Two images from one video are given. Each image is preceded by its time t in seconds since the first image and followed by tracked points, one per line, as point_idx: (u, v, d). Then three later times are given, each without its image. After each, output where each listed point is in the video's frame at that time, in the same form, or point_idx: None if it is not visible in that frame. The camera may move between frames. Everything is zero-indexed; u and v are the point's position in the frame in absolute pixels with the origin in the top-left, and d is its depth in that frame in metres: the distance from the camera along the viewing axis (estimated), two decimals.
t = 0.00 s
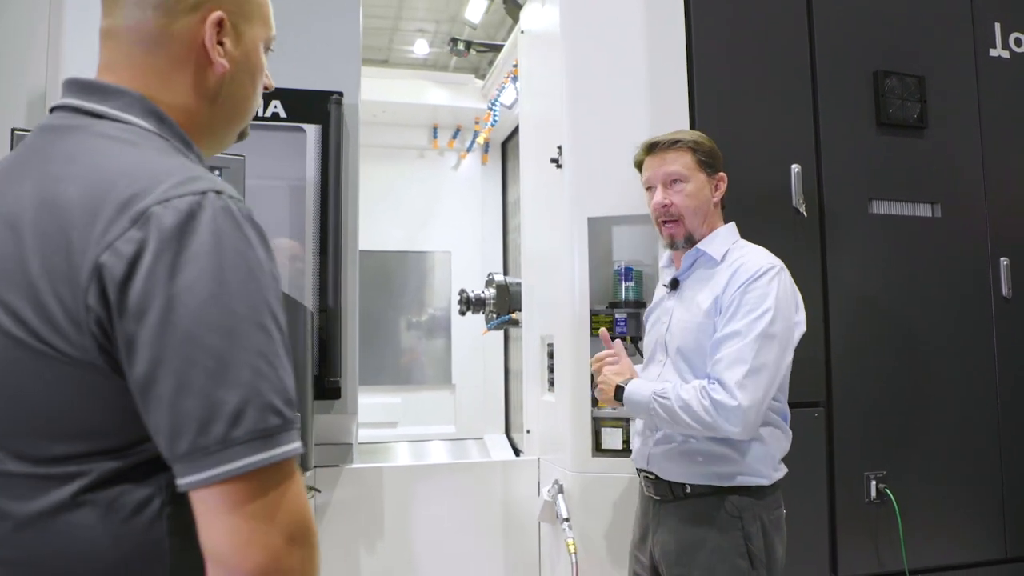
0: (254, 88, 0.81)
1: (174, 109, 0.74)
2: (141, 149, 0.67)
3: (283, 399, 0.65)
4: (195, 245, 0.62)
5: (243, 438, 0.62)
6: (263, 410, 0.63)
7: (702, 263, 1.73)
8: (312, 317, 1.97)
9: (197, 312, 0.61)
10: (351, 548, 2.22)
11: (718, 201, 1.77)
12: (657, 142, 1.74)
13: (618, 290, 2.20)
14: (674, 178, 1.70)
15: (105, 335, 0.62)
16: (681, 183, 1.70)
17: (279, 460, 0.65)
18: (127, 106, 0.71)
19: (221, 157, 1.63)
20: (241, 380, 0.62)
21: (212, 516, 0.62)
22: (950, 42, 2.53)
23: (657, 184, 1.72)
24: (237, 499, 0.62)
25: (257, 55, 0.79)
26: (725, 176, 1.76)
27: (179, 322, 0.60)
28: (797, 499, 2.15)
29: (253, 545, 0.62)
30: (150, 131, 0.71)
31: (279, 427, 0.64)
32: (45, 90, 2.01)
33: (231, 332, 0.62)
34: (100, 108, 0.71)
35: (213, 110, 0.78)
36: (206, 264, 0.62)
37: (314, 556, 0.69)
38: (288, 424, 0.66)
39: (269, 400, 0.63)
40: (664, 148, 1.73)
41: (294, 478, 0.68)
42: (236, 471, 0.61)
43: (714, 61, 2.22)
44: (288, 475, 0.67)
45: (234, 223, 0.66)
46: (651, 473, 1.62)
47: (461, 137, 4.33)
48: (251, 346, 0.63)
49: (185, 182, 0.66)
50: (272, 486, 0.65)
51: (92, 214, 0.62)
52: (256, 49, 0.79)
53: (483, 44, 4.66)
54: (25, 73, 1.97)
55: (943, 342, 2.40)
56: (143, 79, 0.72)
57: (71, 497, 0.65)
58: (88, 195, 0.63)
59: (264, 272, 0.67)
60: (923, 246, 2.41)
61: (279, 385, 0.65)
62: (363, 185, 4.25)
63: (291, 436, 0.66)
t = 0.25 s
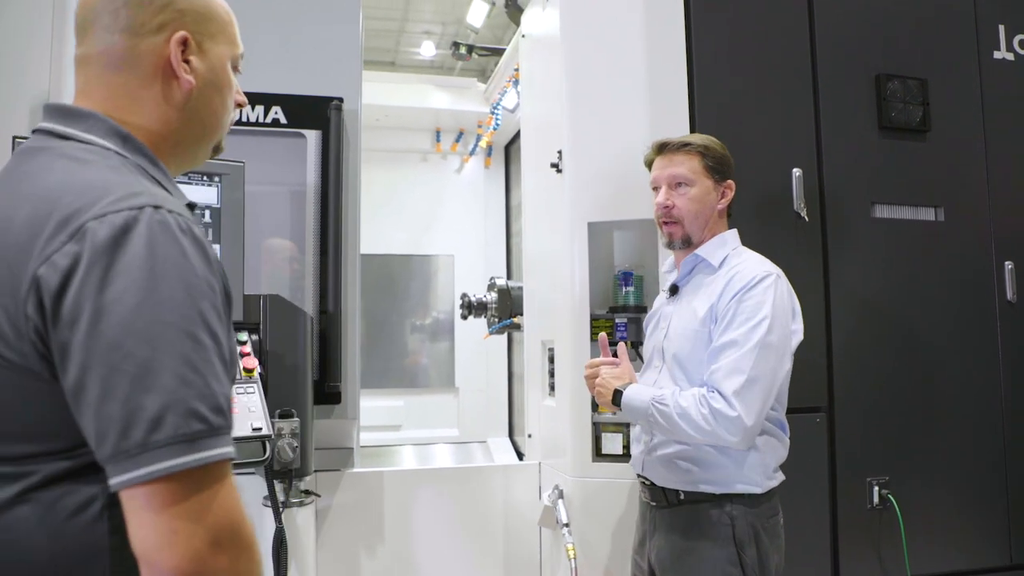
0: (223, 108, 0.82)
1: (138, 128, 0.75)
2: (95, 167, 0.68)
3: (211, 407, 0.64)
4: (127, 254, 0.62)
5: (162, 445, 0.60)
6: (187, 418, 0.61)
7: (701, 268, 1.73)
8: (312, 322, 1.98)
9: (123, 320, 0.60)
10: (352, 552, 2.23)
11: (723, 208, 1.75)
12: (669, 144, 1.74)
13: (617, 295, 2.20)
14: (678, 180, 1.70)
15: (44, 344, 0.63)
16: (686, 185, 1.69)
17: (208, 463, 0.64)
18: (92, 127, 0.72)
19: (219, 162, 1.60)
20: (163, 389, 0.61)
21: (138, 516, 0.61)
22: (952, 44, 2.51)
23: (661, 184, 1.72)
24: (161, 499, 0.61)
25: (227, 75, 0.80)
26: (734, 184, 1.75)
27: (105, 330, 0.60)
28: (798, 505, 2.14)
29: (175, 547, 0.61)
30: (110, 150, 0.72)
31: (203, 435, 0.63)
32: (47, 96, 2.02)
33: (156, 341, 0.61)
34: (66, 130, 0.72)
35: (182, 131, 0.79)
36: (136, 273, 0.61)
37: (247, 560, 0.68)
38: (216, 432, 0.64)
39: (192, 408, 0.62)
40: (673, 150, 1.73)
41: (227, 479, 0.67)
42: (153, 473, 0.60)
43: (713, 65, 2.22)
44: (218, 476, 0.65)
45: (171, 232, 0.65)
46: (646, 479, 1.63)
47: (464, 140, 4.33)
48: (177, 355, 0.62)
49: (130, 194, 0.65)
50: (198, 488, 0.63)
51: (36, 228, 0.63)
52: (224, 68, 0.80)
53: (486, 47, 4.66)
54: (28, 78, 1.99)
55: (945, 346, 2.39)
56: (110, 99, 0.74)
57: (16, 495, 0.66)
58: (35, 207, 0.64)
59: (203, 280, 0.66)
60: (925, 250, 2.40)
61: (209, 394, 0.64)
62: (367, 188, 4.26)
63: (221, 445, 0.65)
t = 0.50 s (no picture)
0: (210, 120, 0.86)
1: (122, 141, 0.79)
2: (71, 176, 0.71)
3: (160, 410, 0.65)
4: (82, 258, 0.64)
5: (106, 443, 0.62)
6: (131, 418, 0.63)
7: (705, 270, 1.73)
8: (314, 323, 1.99)
9: (73, 322, 0.62)
10: (353, 552, 2.23)
11: (728, 211, 1.74)
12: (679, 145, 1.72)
13: (619, 296, 2.20)
14: (683, 181, 1.68)
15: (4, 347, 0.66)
16: (690, 186, 1.68)
17: (159, 462, 0.65)
18: (70, 139, 0.76)
19: (220, 162, 1.55)
20: (109, 389, 0.62)
21: (88, 516, 0.63)
22: (958, 45, 2.50)
23: (666, 185, 1.71)
24: (109, 499, 0.63)
25: (209, 86, 0.85)
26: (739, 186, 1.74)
27: (55, 331, 0.62)
28: (801, 507, 2.13)
29: (123, 544, 0.62)
30: (87, 160, 0.75)
31: (148, 435, 0.64)
32: (51, 98, 2.04)
33: (104, 343, 0.63)
34: (47, 141, 0.76)
35: (167, 142, 0.83)
36: (87, 275, 0.63)
37: (206, 561, 0.68)
38: (164, 434, 0.65)
39: (137, 408, 0.63)
40: (679, 152, 1.72)
41: (182, 480, 0.68)
42: (103, 472, 0.62)
43: (715, 67, 2.22)
44: (170, 477, 0.66)
45: (128, 238, 0.67)
46: (645, 480, 1.62)
47: (470, 141, 4.34)
48: (125, 356, 0.63)
49: (92, 202, 0.68)
50: (148, 487, 0.65)
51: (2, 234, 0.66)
52: (208, 81, 0.85)
53: (492, 47, 4.66)
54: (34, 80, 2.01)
55: (949, 348, 2.38)
56: (96, 111, 0.78)
57: None
58: (4, 215, 0.68)
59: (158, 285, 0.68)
60: (929, 251, 2.39)
61: (158, 396, 0.65)
62: (373, 189, 4.27)
63: (171, 447, 0.66)
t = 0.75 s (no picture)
0: (186, 117, 0.87)
1: (95, 141, 0.80)
2: (37, 174, 0.72)
3: (124, 403, 0.66)
4: (46, 254, 0.65)
5: (69, 436, 0.63)
6: (95, 411, 0.64)
7: (694, 270, 1.73)
8: (303, 323, 1.99)
9: (35, 316, 0.63)
10: (343, 553, 2.23)
11: (718, 210, 1.74)
12: (671, 142, 1.73)
13: (610, 296, 2.20)
14: (675, 177, 1.69)
15: None
16: (681, 184, 1.68)
17: (124, 455, 0.66)
18: (45, 140, 0.77)
19: (207, 162, 1.53)
20: (71, 382, 0.63)
21: (56, 508, 0.64)
22: (948, 47, 2.51)
23: (657, 181, 1.71)
24: (77, 491, 0.64)
25: (183, 81, 0.86)
26: (729, 187, 1.74)
27: (18, 326, 0.63)
28: (790, 507, 2.14)
29: (89, 536, 0.64)
30: (59, 159, 0.76)
31: (112, 428, 0.64)
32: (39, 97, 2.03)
33: (67, 337, 0.64)
34: (21, 142, 0.76)
35: (143, 142, 0.84)
36: (50, 270, 0.64)
37: (175, 552, 0.70)
38: (129, 426, 0.66)
39: (100, 400, 0.64)
40: (672, 149, 1.73)
41: (150, 471, 0.69)
42: (67, 463, 0.63)
43: (706, 67, 2.22)
44: (138, 468, 0.67)
45: (93, 234, 0.68)
46: (635, 481, 1.62)
47: (462, 141, 4.33)
48: (88, 350, 0.64)
49: (59, 198, 0.69)
50: (115, 480, 0.66)
51: None
52: (181, 76, 0.86)
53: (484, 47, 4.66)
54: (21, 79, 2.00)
55: (938, 349, 2.39)
56: (69, 112, 0.79)
57: None
58: None
59: (124, 280, 0.69)
60: (918, 252, 2.40)
61: (122, 389, 0.66)
62: (365, 188, 4.26)
63: (136, 439, 0.67)
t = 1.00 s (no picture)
0: (175, 117, 0.87)
1: (81, 141, 0.80)
2: (21, 172, 0.71)
3: (106, 399, 0.66)
4: (28, 253, 0.65)
5: (51, 433, 0.63)
6: (76, 408, 0.64)
7: (689, 271, 1.73)
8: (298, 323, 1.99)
9: (16, 314, 0.63)
10: (337, 553, 2.23)
11: (708, 210, 1.75)
12: (658, 144, 1.73)
13: (605, 295, 2.20)
14: (663, 181, 1.69)
15: None
16: (670, 187, 1.68)
17: (107, 451, 0.66)
18: (30, 140, 0.76)
19: (201, 161, 1.55)
20: (52, 379, 0.63)
21: (40, 506, 0.64)
22: (942, 47, 2.51)
23: (646, 186, 1.72)
24: (59, 488, 0.64)
25: (171, 81, 0.86)
26: (718, 185, 1.74)
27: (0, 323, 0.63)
28: (784, 507, 2.14)
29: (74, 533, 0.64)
30: (45, 158, 0.75)
31: (93, 425, 0.65)
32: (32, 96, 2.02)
33: (48, 335, 0.64)
34: (7, 142, 0.75)
35: (131, 142, 0.84)
36: (32, 268, 0.65)
37: (160, 549, 0.70)
38: (111, 423, 0.66)
39: (81, 398, 0.64)
40: (659, 152, 1.73)
41: (135, 467, 0.70)
42: (49, 459, 0.63)
43: (700, 67, 2.22)
44: (122, 465, 0.68)
45: (76, 231, 0.68)
46: (630, 482, 1.62)
47: (457, 140, 4.33)
48: (69, 348, 0.64)
49: (42, 196, 0.69)
50: (98, 477, 0.66)
51: None
52: (169, 77, 0.86)
53: (478, 46, 4.65)
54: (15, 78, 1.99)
55: (933, 347, 2.39)
56: (55, 112, 0.80)
57: None
58: None
59: (107, 277, 0.69)
60: (912, 253, 2.40)
61: (105, 386, 0.66)
62: (360, 188, 4.25)
63: (118, 436, 0.67)
